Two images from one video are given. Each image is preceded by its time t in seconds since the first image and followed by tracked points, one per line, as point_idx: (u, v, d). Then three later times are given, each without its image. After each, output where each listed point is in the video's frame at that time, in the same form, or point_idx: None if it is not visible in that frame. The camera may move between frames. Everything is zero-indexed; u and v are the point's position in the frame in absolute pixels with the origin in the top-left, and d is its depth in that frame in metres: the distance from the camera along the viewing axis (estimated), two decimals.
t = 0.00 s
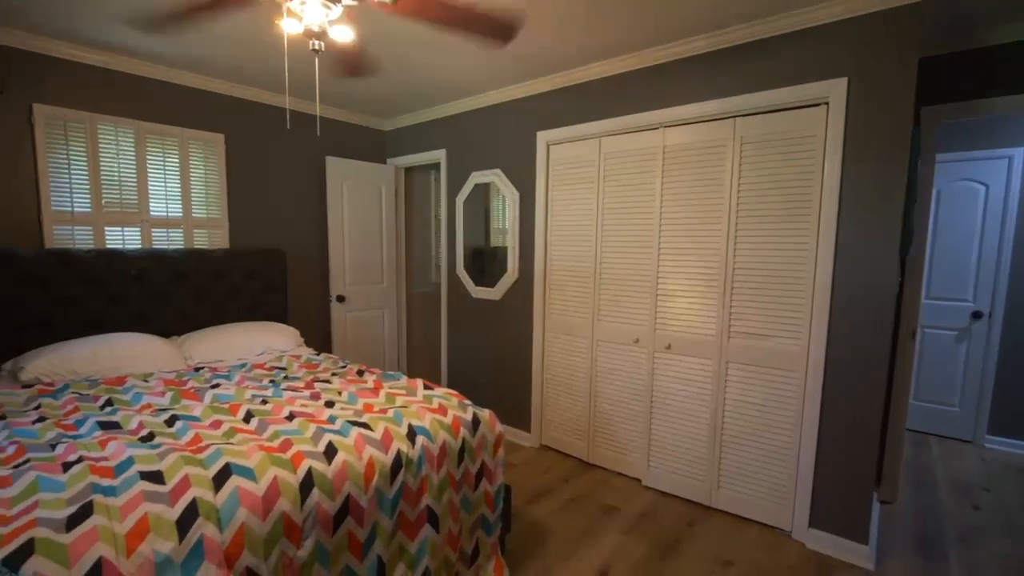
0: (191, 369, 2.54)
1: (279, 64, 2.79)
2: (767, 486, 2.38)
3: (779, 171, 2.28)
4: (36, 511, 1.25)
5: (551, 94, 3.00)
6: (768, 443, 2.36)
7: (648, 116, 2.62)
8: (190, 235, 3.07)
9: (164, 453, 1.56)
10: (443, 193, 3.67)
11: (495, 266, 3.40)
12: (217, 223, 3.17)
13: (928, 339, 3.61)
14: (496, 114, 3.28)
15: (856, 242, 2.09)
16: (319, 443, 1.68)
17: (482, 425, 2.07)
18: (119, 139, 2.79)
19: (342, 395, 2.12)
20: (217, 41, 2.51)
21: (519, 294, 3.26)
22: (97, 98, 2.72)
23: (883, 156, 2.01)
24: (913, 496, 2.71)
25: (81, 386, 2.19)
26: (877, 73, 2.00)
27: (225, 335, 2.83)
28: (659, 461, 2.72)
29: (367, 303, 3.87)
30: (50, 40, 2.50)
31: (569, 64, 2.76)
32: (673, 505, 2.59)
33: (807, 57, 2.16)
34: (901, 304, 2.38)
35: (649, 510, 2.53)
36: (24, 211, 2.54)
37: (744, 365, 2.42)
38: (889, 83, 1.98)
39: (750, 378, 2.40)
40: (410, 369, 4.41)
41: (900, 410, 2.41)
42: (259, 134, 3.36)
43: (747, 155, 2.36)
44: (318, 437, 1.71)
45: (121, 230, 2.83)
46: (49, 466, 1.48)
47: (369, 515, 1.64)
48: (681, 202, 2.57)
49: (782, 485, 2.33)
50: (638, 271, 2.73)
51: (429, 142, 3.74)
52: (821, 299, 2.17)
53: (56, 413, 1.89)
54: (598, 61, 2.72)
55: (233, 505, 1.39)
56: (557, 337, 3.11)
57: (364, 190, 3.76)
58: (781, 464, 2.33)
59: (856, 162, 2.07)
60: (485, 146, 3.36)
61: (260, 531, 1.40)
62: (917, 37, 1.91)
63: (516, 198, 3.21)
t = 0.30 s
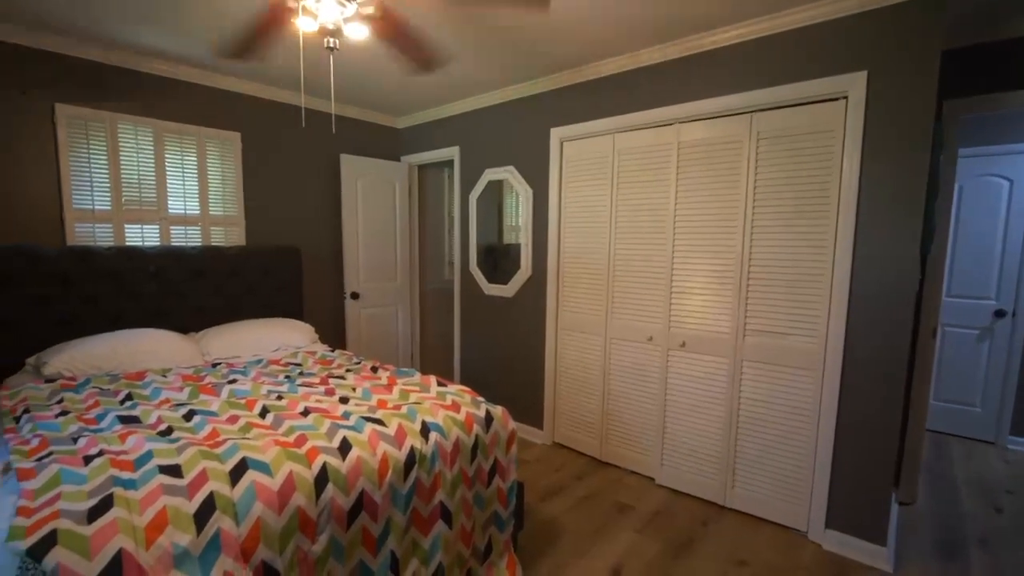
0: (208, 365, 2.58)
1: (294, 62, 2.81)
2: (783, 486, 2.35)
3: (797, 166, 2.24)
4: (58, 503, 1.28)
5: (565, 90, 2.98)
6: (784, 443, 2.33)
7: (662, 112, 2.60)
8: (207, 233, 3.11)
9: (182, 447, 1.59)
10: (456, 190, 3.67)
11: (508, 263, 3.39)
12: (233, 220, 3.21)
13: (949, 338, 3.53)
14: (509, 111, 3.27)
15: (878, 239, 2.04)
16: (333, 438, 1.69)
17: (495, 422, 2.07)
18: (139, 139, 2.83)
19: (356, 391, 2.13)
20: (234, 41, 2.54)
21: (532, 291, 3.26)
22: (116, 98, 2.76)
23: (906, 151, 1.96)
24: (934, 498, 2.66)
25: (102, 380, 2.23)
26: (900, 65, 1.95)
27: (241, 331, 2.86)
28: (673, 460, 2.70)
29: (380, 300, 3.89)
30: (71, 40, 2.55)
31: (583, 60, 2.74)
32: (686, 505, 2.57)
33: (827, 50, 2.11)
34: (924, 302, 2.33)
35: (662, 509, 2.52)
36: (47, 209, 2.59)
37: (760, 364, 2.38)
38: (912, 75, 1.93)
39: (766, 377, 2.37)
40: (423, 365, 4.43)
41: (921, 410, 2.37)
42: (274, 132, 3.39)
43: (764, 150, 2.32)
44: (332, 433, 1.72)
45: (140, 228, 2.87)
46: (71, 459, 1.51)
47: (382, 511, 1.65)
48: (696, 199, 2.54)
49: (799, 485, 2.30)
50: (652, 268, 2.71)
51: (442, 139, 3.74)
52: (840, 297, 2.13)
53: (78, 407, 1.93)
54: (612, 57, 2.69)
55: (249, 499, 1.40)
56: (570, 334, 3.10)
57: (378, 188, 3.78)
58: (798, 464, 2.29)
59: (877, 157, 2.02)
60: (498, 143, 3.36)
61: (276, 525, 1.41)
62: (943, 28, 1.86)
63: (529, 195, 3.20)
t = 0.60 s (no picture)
0: (226, 361, 2.62)
1: (311, 62, 2.84)
2: (802, 488, 2.30)
3: (818, 162, 2.19)
4: (82, 495, 1.31)
5: (579, 87, 2.96)
6: (804, 444, 2.28)
7: (679, 107, 2.56)
8: (225, 231, 3.16)
9: (200, 441, 1.61)
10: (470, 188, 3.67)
11: (522, 260, 3.38)
12: (250, 219, 3.25)
13: (977, 338, 3.42)
14: (523, 108, 3.26)
15: (902, 236, 1.99)
16: (348, 434, 1.70)
17: (508, 420, 2.06)
18: (159, 139, 2.88)
19: (370, 388, 2.14)
20: (252, 41, 2.57)
21: (546, 289, 3.24)
22: (137, 99, 2.82)
23: (932, 146, 1.91)
24: (960, 503, 2.58)
25: (123, 375, 2.28)
26: (926, 57, 1.90)
27: (258, 328, 2.90)
28: (688, 460, 2.67)
29: (395, 298, 3.91)
30: (96, 43, 2.61)
31: (598, 56, 2.71)
32: (702, 506, 2.54)
33: (849, 42, 2.06)
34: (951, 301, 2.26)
35: (677, 510, 2.49)
36: (71, 208, 2.66)
37: (779, 363, 2.34)
38: (940, 66, 1.87)
39: (785, 377, 2.32)
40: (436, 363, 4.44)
41: (947, 413, 2.30)
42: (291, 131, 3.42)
43: (784, 145, 2.27)
44: (347, 429, 1.73)
45: (160, 226, 2.92)
46: (94, 452, 1.54)
47: (396, 507, 1.66)
48: (713, 195, 2.50)
49: (818, 488, 2.25)
50: (668, 266, 2.67)
51: (456, 137, 3.74)
52: (862, 296, 2.08)
53: (100, 401, 1.97)
54: (627, 53, 2.67)
55: (265, 493, 1.42)
56: (584, 332, 3.08)
57: (392, 186, 3.79)
58: (818, 466, 2.25)
59: (902, 152, 1.97)
60: (512, 140, 3.35)
61: (291, 520, 1.43)
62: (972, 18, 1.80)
63: (543, 192, 3.19)
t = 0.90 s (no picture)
0: (242, 357, 2.65)
1: (327, 61, 2.86)
2: (821, 490, 2.26)
3: (839, 158, 2.14)
4: (103, 487, 1.34)
5: (594, 82, 2.94)
6: (822, 445, 2.24)
7: (695, 102, 2.52)
8: (241, 229, 3.20)
9: (218, 435, 1.63)
10: (483, 186, 3.67)
11: (535, 258, 3.36)
12: (267, 216, 3.29)
13: (1004, 339, 3.33)
14: (537, 105, 3.25)
15: (926, 233, 1.93)
16: (362, 430, 1.71)
17: (521, 418, 2.05)
18: (178, 137, 2.93)
19: (384, 384, 2.16)
20: (269, 41, 2.59)
21: (559, 287, 3.22)
22: (158, 99, 2.86)
23: (958, 140, 1.85)
24: (986, 508, 2.51)
25: (143, 370, 2.33)
26: (952, 49, 1.84)
27: (274, 324, 2.93)
28: (703, 460, 2.63)
29: (408, 295, 3.92)
30: (117, 44, 2.66)
31: (612, 51, 2.69)
32: (718, 507, 2.50)
33: (872, 34, 2.01)
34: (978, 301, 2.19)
35: (692, 510, 2.46)
36: (93, 206, 2.71)
37: (797, 363, 2.30)
38: (967, 57, 1.81)
39: (804, 377, 2.28)
40: (449, 360, 4.45)
41: (973, 416, 2.23)
42: (307, 130, 3.45)
43: (804, 140, 2.23)
44: (361, 425, 1.74)
45: (179, 223, 2.97)
46: (114, 444, 1.57)
47: (409, 503, 1.66)
48: (730, 192, 2.46)
49: (837, 490, 2.21)
50: (683, 263, 2.64)
51: (469, 134, 3.74)
52: (884, 294, 2.03)
53: (121, 395, 2.01)
54: (642, 48, 2.64)
55: (281, 487, 1.43)
56: (598, 330, 3.06)
57: (406, 184, 3.80)
58: (837, 468, 2.20)
59: (927, 146, 1.92)
60: (526, 137, 3.33)
61: (306, 514, 1.44)
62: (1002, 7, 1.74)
63: (557, 189, 3.17)
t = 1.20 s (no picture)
0: (259, 352, 2.68)
1: (342, 58, 2.87)
2: (840, 492, 2.22)
3: (860, 153, 2.09)
4: (124, 478, 1.36)
5: (609, 78, 2.91)
6: (842, 446, 2.20)
7: (712, 97, 2.48)
8: (258, 225, 3.23)
9: (235, 429, 1.66)
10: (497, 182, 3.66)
11: (549, 255, 3.35)
12: (283, 213, 3.32)
13: None
14: (552, 101, 3.23)
15: (952, 230, 1.88)
16: (376, 425, 1.72)
17: (535, 415, 2.05)
18: (197, 135, 2.97)
19: (398, 380, 2.17)
20: (286, 40, 2.62)
21: (573, 284, 3.21)
22: (177, 97, 2.91)
23: (986, 133, 1.79)
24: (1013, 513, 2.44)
25: (162, 364, 2.37)
26: (980, 40, 1.78)
27: (290, 320, 2.96)
28: (719, 460, 2.60)
29: (422, 292, 3.93)
30: (138, 44, 2.71)
31: (628, 46, 2.66)
32: (733, 507, 2.47)
33: (896, 26, 1.96)
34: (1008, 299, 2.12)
35: (707, 510, 2.43)
36: (115, 203, 2.77)
37: (816, 362, 2.25)
38: (996, 48, 1.75)
39: (824, 376, 2.23)
40: (463, 357, 4.46)
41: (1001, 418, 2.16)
42: (323, 127, 3.47)
43: (824, 135, 2.18)
44: (375, 420, 1.75)
45: (198, 220, 3.01)
46: (135, 437, 1.60)
47: (423, 498, 1.67)
48: (749, 187, 2.42)
49: (857, 492, 2.17)
50: (700, 261, 2.61)
51: (483, 131, 3.73)
52: (907, 293, 1.98)
53: (142, 388, 2.05)
54: (658, 42, 2.60)
55: (296, 481, 1.45)
56: (612, 328, 3.04)
57: (420, 181, 3.81)
58: (856, 470, 2.16)
59: (953, 140, 1.86)
60: (540, 134, 3.32)
61: (321, 508, 1.45)
62: None
63: (571, 186, 3.15)
